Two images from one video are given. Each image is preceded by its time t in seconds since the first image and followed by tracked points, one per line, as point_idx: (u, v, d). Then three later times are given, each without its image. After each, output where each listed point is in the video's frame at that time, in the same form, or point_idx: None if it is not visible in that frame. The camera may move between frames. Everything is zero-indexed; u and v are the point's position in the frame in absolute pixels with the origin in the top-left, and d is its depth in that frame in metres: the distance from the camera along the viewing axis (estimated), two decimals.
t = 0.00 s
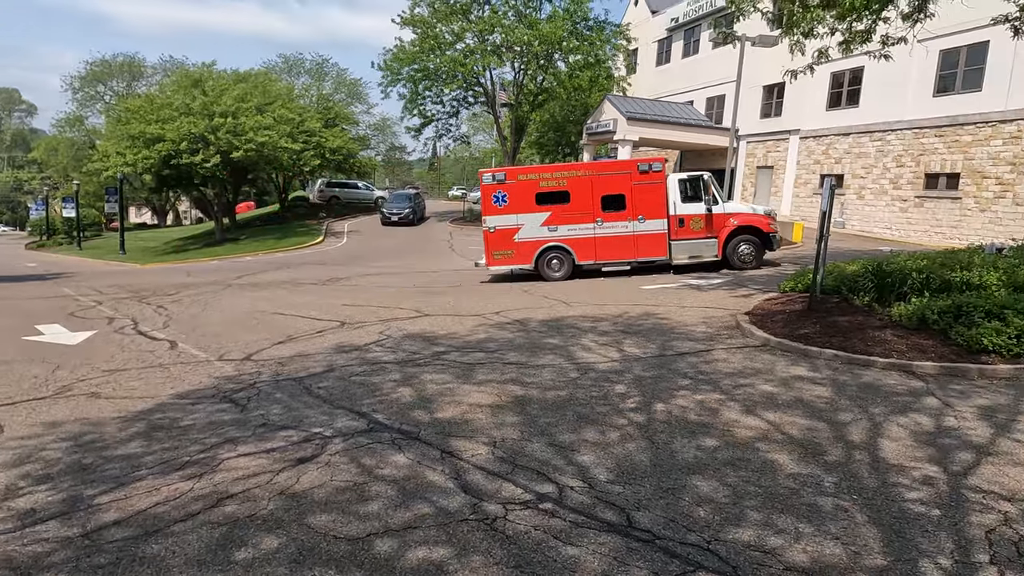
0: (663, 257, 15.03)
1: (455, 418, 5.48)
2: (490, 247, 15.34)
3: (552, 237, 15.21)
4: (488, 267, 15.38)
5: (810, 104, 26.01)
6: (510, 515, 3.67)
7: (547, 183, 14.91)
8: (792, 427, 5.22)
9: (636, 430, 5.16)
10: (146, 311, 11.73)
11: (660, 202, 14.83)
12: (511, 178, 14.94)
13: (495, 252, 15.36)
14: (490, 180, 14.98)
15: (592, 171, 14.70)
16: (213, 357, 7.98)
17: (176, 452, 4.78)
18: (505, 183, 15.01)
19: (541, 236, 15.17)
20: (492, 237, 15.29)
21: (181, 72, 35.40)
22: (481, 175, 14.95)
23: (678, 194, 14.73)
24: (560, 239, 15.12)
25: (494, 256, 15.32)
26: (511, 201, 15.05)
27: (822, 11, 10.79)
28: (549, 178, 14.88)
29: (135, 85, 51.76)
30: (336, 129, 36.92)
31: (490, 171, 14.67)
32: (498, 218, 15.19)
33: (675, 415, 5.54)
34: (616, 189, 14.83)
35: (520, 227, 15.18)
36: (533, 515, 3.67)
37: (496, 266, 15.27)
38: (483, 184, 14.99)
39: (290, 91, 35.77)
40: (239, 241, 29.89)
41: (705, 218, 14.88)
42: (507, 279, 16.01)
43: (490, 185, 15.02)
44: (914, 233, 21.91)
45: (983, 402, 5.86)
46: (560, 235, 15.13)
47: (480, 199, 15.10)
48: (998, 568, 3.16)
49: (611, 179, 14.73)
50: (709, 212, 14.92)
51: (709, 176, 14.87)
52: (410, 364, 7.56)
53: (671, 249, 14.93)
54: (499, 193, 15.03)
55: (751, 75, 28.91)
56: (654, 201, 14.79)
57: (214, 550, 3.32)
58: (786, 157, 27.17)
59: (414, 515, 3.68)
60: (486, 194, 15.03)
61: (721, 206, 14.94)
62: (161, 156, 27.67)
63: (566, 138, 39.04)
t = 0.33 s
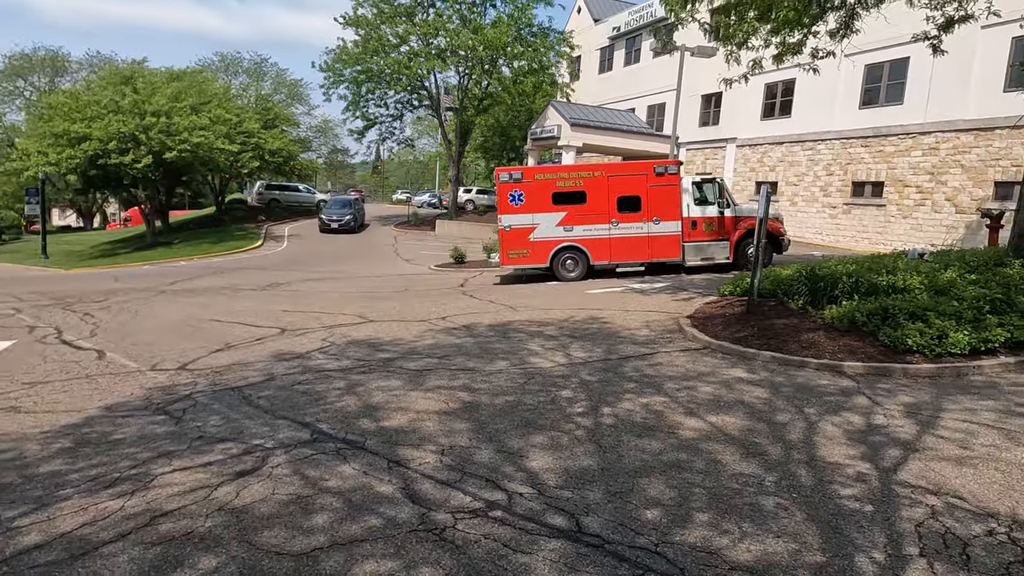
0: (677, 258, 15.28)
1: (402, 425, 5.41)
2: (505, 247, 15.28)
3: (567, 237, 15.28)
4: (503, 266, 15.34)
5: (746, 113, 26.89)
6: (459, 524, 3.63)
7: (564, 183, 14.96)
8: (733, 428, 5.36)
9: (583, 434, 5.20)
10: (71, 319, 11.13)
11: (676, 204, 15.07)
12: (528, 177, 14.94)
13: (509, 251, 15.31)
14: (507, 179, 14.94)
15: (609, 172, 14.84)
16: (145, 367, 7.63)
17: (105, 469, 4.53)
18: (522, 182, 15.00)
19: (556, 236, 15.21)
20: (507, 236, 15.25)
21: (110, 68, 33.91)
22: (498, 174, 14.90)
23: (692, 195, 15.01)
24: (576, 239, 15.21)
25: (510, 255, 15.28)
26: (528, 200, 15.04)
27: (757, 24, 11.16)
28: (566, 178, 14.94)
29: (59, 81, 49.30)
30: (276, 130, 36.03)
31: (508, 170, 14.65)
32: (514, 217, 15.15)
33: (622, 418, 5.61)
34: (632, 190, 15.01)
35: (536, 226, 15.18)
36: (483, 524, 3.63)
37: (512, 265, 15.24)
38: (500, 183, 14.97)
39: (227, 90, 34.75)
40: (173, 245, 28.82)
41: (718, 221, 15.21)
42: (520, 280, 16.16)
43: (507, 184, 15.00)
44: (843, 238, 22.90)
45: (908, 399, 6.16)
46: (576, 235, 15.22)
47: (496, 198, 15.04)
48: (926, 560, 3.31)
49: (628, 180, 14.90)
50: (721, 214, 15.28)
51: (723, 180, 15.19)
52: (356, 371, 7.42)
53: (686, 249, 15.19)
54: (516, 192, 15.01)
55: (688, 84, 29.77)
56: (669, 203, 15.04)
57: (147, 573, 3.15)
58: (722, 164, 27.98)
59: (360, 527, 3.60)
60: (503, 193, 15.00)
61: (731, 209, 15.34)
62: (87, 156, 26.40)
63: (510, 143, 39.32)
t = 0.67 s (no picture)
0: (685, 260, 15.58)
1: (347, 433, 5.31)
2: (517, 247, 15.54)
3: (577, 239, 15.53)
4: (514, 266, 15.59)
5: (687, 122, 27.60)
6: (404, 533, 3.58)
7: (575, 185, 15.19)
8: (677, 430, 5.47)
9: (531, 439, 5.20)
10: None
11: (685, 207, 15.33)
12: (540, 178, 15.15)
13: (520, 251, 15.57)
14: (519, 180, 15.19)
15: (619, 175, 15.06)
16: (72, 378, 7.25)
17: (28, 487, 4.28)
18: (534, 184, 15.22)
19: (566, 237, 15.45)
20: (518, 237, 15.49)
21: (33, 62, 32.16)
22: (510, 174, 15.15)
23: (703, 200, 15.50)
24: (585, 241, 15.46)
25: (520, 255, 15.53)
26: (540, 201, 15.26)
27: (696, 33, 11.44)
28: (577, 179, 15.17)
29: None
30: (214, 131, 34.89)
31: (520, 171, 14.87)
32: (525, 217, 15.38)
33: (569, 423, 5.64)
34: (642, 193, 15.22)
35: (547, 228, 15.43)
36: (429, 533, 3.59)
37: (522, 266, 15.52)
38: (512, 184, 15.20)
39: (163, 89, 33.60)
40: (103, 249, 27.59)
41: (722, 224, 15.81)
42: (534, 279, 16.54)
43: (519, 185, 15.23)
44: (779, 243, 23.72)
45: (839, 398, 6.42)
46: (586, 236, 15.46)
47: (508, 198, 15.27)
48: (858, 553, 3.44)
49: (637, 183, 15.11)
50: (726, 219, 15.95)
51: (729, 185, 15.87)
52: (298, 379, 7.24)
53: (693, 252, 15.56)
54: (527, 193, 15.23)
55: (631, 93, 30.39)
56: (678, 206, 15.29)
57: None
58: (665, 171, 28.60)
59: (302, 540, 3.51)
60: (515, 194, 15.23)
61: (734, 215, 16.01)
62: (9, 155, 25.05)
63: (456, 148, 39.26)
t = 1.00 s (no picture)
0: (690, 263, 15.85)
1: (291, 443, 5.19)
2: (524, 248, 15.87)
3: (583, 240, 15.86)
4: (521, 266, 15.92)
5: (632, 129, 28.12)
6: (349, 545, 3.52)
7: (581, 187, 15.52)
8: (623, 433, 5.54)
9: (481, 445, 5.19)
10: None
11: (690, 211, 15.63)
12: (547, 181, 15.49)
13: (527, 252, 15.91)
14: (527, 181, 15.53)
15: (625, 178, 15.33)
16: None
17: None
18: (541, 185, 15.56)
19: (572, 239, 15.78)
20: (526, 237, 15.84)
21: None
22: (519, 176, 15.49)
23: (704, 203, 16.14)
24: (592, 242, 15.80)
25: (527, 256, 15.88)
26: (546, 203, 15.58)
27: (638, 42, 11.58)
28: (584, 182, 15.51)
29: None
30: (152, 132, 33.70)
31: (527, 173, 15.21)
32: (533, 219, 15.71)
33: (518, 428, 5.65)
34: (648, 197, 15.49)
35: (554, 229, 15.78)
36: (375, 544, 3.54)
37: (529, 267, 15.84)
38: (520, 185, 15.55)
39: (96, 87, 32.28)
40: (30, 254, 26.24)
41: (726, 227, 16.39)
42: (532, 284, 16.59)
43: (526, 186, 15.57)
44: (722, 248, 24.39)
45: (778, 399, 6.63)
46: (592, 238, 15.80)
47: (516, 199, 15.62)
48: (795, 550, 3.55)
49: (643, 187, 15.37)
50: (728, 223, 16.51)
51: (732, 189, 16.45)
52: (240, 388, 7.05)
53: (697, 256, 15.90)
54: (535, 194, 15.56)
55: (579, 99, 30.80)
56: (683, 210, 15.54)
57: None
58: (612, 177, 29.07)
59: (241, 555, 3.41)
60: (523, 195, 15.57)
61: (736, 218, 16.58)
62: None
63: (405, 151, 38.99)
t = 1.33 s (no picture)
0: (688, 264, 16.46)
1: (232, 454, 5.03)
2: (526, 250, 15.88)
3: (585, 242, 16.11)
4: (525, 268, 15.94)
5: (581, 135, 28.46)
6: (291, 558, 3.43)
7: (585, 191, 15.71)
8: (572, 437, 5.57)
9: (430, 452, 5.14)
10: None
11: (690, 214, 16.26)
12: (552, 184, 15.54)
13: (530, 254, 15.91)
14: (531, 184, 15.47)
15: (628, 182, 15.72)
16: None
17: None
18: (546, 189, 15.58)
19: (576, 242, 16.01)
20: (529, 240, 15.86)
21: None
22: (524, 179, 15.33)
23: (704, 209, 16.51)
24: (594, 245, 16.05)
25: (531, 258, 15.89)
26: (551, 206, 15.66)
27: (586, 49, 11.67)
28: (588, 186, 15.70)
29: None
30: (86, 131, 32.33)
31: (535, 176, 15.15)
32: (537, 221, 15.76)
33: (467, 434, 5.62)
34: (650, 201, 15.94)
35: (557, 232, 15.90)
36: (319, 556, 3.46)
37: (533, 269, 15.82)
38: (524, 188, 15.44)
39: (24, 83, 30.78)
40: None
41: (725, 231, 16.77)
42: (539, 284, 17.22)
43: (530, 189, 15.52)
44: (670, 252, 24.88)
45: (722, 401, 6.78)
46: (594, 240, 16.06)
47: (521, 203, 15.52)
48: (737, 549, 3.63)
49: (647, 191, 15.83)
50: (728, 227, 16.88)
51: (732, 195, 16.81)
52: (179, 397, 6.80)
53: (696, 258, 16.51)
54: (539, 197, 15.57)
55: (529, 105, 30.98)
56: (683, 214, 16.14)
57: None
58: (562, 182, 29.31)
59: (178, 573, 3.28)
60: (527, 198, 15.52)
61: (736, 223, 16.99)
62: None
63: (354, 154, 38.46)
